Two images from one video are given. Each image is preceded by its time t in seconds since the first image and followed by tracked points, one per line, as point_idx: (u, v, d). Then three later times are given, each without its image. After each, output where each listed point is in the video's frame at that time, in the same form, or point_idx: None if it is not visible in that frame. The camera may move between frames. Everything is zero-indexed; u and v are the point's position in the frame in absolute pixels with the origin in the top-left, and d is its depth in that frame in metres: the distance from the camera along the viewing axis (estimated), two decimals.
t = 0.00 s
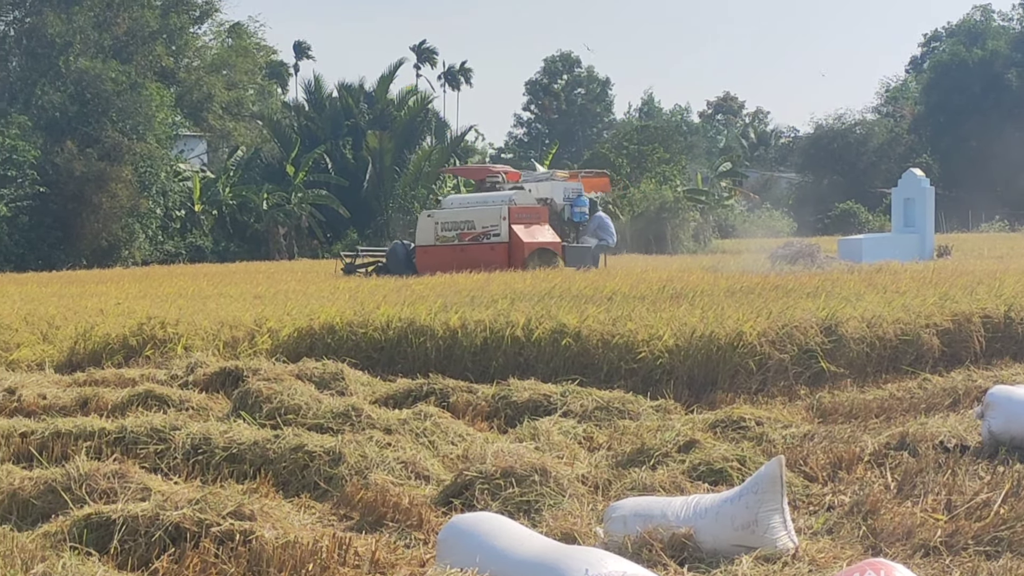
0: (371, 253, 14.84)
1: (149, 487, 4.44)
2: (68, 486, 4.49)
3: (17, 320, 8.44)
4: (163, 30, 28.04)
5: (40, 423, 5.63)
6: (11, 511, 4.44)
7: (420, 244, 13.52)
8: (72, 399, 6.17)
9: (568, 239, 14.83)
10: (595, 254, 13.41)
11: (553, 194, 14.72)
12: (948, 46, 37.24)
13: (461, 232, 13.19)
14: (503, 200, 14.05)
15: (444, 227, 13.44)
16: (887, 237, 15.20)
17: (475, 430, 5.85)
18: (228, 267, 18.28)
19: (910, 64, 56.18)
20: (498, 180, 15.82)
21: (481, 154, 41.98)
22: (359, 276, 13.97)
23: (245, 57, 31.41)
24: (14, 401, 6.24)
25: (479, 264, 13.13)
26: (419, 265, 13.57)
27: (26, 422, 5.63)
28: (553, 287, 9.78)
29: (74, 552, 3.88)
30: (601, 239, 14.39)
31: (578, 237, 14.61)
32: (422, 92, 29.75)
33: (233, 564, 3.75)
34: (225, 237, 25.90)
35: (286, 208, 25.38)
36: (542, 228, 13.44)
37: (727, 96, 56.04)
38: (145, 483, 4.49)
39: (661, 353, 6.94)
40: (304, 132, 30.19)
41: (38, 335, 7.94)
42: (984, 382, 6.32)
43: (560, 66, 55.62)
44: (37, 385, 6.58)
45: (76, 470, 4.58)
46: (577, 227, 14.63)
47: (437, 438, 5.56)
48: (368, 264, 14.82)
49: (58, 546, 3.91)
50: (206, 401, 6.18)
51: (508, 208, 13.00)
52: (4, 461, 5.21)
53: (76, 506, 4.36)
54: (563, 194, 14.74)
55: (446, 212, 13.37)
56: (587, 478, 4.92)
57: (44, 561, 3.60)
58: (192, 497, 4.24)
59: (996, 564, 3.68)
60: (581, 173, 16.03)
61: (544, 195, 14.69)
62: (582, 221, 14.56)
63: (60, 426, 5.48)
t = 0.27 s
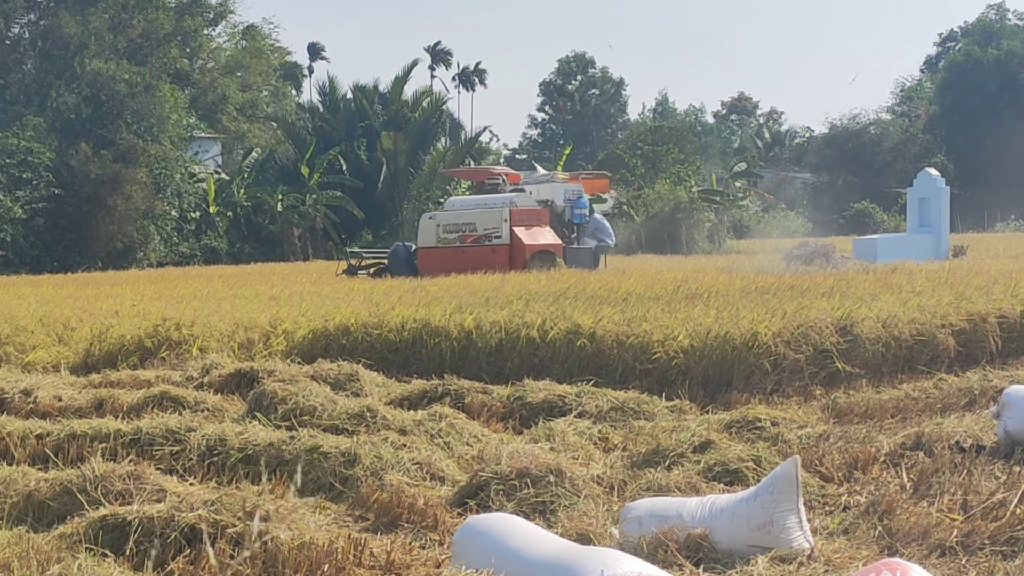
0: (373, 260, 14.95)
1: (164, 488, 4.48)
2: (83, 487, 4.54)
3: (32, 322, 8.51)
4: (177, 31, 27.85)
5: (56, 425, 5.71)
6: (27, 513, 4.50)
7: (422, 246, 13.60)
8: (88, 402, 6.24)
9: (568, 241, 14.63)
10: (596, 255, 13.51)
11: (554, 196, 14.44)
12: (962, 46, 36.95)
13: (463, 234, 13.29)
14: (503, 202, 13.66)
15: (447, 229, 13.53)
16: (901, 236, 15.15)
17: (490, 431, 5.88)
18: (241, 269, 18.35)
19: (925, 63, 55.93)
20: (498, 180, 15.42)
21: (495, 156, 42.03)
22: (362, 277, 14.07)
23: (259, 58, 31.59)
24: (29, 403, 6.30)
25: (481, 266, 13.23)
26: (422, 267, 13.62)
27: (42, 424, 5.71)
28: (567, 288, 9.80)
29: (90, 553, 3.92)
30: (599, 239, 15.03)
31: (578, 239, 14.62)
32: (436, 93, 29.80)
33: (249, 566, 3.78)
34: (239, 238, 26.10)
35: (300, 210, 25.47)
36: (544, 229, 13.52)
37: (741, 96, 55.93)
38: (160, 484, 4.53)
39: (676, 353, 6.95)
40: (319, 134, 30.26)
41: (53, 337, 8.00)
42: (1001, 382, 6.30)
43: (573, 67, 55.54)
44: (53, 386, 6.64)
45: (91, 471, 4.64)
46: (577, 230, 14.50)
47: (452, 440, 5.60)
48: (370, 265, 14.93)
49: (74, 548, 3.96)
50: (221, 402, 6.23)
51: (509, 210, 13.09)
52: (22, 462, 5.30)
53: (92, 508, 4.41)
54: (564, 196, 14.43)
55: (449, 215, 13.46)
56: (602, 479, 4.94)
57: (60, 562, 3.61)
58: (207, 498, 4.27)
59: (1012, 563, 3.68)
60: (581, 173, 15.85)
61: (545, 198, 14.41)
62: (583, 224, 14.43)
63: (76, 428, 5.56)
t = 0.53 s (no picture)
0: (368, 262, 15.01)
1: (173, 491, 4.51)
2: (92, 490, 4.56)
3: (41, 324, 8.55)
4: (185, 35, 27.65)
5: (64, 428, 5.73)
6: (36, 515, 4.52)
7: (417, 249, 13.51)
8: (96, 404, 6.27)
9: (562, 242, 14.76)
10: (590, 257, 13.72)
11: (549, 200, 14.42)
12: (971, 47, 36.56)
13: (458, 237, 13.30)
14: (498, 206, 13.80)
15: (441, 232, 13.47)
16: (909, 237, 15.11)
17: (498, 433, 5.89)
18: (250, 271, 18.38)
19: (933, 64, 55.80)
20: (493, 183, 15.29)
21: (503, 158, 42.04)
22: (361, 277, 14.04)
23: (267, 61, 31.70)
24: (37, 405, 6.32)
25: (476, 269, 13.30)
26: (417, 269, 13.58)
27: (51, 427, 5.74)
28: (575, 290, 9.80)
29: (99, 556, 3.95)
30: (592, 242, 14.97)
31: (572, 242, 14.69)
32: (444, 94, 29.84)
33: (256, 568, 3.81)
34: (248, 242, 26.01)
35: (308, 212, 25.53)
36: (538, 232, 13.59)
37: (750, 98, 55.89)
38: (169, 487, 4.55)
39: (685, 355, 6.96)
40: (327, 135, 30.31)
41: (62, 339, 8.04)
42: (1010, 383, 6.28)
43: (581, 69, 55.40)
44: (62, 389, 6.67)
45: (100, 474, 4.65)
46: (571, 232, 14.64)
47: (461, 442, 5.61)
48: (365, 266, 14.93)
49: (83, 551, 3.99)
50: (230, 405, 6.26)
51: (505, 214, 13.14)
52: (31, 466, 5.33)
53: (101, 511, 4.43)
54: (558, 199, 14.45)
55: (444, 218, 13.39)
56: (611, 481, 4.95)
57: (68, 565, 3.64)
58: (215, 501, 4.29)
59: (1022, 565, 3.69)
60: (575, 176, 15.89)
61: (540, 201, 14.38)
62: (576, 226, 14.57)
63: (85, 431, 5.58)
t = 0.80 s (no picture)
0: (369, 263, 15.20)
1: (185, 494, 4.53)
2: (104, 493, 4.57)
3: (53, 327, 8.60)
4: (197, 39, 27.57)
5: (76, 431, 5.78)
6: (47, 518, 4.53)
7: (418, 252, 13.66)
8: (108, 407, 6.31)
9: (560, 248, 14.58)
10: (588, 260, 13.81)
11: (549, 205, 14.32)
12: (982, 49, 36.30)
13: (457, 242, 13.31)
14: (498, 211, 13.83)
15: (442, 236, 13.53)
16: (920, 240, 15.05)
17: (510, 436, 5.92)
18: (261, 275, 18.44)
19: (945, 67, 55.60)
20: (492, 186, 15.27)
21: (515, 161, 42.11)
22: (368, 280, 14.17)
23: (278, 64, 31.86)
24: (49, 408, 6.36)
25: (476, 274, 13.29)
26: (418, 272, 13.76)
27: (62, 430, 5.79)
28: (587, 293, 9.82)
29: (112, 559, 3.97)
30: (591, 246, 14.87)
31: (571, 247, 14.64)
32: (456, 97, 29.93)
33: (268, 570, 3.83)
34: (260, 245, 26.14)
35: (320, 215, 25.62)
36: (537, 237, 13.56)
37: (761, 101, 55.84)
38: (180, 490, 4.57)
39: (696, 357, 6.97)
40: (338, 138, 30.38)
41: (74, 342, 8.09)
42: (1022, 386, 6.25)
43: (593, 71, 55.44)
44: (73, 392, 6.72)
45: (111, 477, 4.66)
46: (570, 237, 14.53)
47: (472, 445, 5.63)
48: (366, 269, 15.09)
49: (95, 553, 4.00)
50: (242, 408, 6.29)
51: (503, 219, 13.09)
52: (43, 468, 5.37)
53: (112, 514, 4.45)
54: (557, 205, 14.34)
55: (444, 221, 13.43)
56: (622, 484, 4.97)
57: (80, 569, 3.67)
58: (227, 504, 4.32)
59: None
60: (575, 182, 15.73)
61: (540, 207, 14.28)
62: (576, 231, 14.46)
63: (96, 434, 5.62)
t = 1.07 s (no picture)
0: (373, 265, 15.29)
1: (200, 495, 4.57)
2: (119, 494, 4.59)
3: (69, 328, 8.66)
4: (212, 40, 27.74)
5: (91, 432, 5.83)
6: (63, 519, 4.56)
7: (423, 253, 13.75)
8: (123, 408, 6.37)
9: (565, 252, 14.58)
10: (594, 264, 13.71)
11: (554, 208, 14.34)
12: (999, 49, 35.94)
13: (463, 244, 13.36)
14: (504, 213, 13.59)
15: (447, 238, 13.62)
16: (936, 241, 15.00)
17: (525, 437, 5.95)
18: (276, 276, 18.56)
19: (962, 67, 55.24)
20: (498, 188, 15.08)
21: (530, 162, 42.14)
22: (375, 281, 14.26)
23: (293, 65, 32.02)
24: (65, 410, 6.42)
25: (481, 276, 13.34)
26: (423, 273, 13.86)
27: (78, 432, 5.84)
28: (601, 294, 9.84)
29: (127, 560, 3.99)
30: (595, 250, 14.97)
31: (575, 250, 14.61)
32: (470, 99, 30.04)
33: (284, 570, 3.86)
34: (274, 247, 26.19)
35: (334, 217, 25.71)
36: (542, 241, 13.69)
37: (777, 102, 55.67)
38: (195, 491, 4.61)
39: (711, 359, 6.98)
40: (353, 140, 30.45)
41: (89, 343, 8.15)
42: None
43: (608, 72, 55.37)
44: (88, 394, 6.77)
45: (126, 478, 4.68)
46: (575, 240, 14.50)
47: (487, 446, 5.67)
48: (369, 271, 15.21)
49: (110, 554, 4.02)
50: (256, 409, 6.33)
51: (509, 223, 13.12)
52: (59, 470, 5.41)
53: (128, 514, 4.48)
54: (563, 208, 14.34)
55: (449, 223, 13.52)
56: (637, 485, 4.98)
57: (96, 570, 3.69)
58: (242, 505, 4.35)
59: None
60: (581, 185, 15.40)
61: (545, 210, 14.30)
62: (581, 235, 14.42)
63: (111, 435, 5.67)
